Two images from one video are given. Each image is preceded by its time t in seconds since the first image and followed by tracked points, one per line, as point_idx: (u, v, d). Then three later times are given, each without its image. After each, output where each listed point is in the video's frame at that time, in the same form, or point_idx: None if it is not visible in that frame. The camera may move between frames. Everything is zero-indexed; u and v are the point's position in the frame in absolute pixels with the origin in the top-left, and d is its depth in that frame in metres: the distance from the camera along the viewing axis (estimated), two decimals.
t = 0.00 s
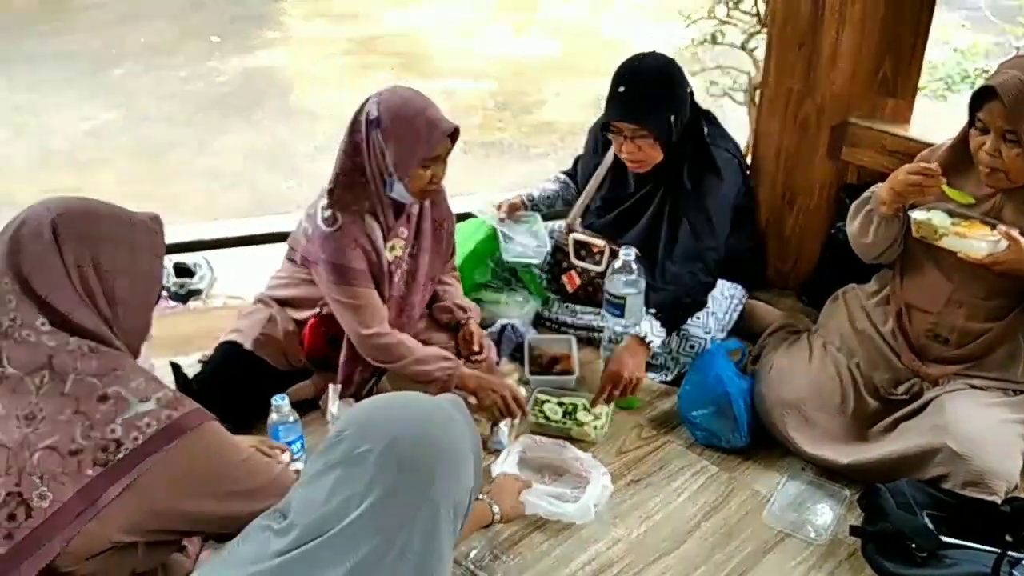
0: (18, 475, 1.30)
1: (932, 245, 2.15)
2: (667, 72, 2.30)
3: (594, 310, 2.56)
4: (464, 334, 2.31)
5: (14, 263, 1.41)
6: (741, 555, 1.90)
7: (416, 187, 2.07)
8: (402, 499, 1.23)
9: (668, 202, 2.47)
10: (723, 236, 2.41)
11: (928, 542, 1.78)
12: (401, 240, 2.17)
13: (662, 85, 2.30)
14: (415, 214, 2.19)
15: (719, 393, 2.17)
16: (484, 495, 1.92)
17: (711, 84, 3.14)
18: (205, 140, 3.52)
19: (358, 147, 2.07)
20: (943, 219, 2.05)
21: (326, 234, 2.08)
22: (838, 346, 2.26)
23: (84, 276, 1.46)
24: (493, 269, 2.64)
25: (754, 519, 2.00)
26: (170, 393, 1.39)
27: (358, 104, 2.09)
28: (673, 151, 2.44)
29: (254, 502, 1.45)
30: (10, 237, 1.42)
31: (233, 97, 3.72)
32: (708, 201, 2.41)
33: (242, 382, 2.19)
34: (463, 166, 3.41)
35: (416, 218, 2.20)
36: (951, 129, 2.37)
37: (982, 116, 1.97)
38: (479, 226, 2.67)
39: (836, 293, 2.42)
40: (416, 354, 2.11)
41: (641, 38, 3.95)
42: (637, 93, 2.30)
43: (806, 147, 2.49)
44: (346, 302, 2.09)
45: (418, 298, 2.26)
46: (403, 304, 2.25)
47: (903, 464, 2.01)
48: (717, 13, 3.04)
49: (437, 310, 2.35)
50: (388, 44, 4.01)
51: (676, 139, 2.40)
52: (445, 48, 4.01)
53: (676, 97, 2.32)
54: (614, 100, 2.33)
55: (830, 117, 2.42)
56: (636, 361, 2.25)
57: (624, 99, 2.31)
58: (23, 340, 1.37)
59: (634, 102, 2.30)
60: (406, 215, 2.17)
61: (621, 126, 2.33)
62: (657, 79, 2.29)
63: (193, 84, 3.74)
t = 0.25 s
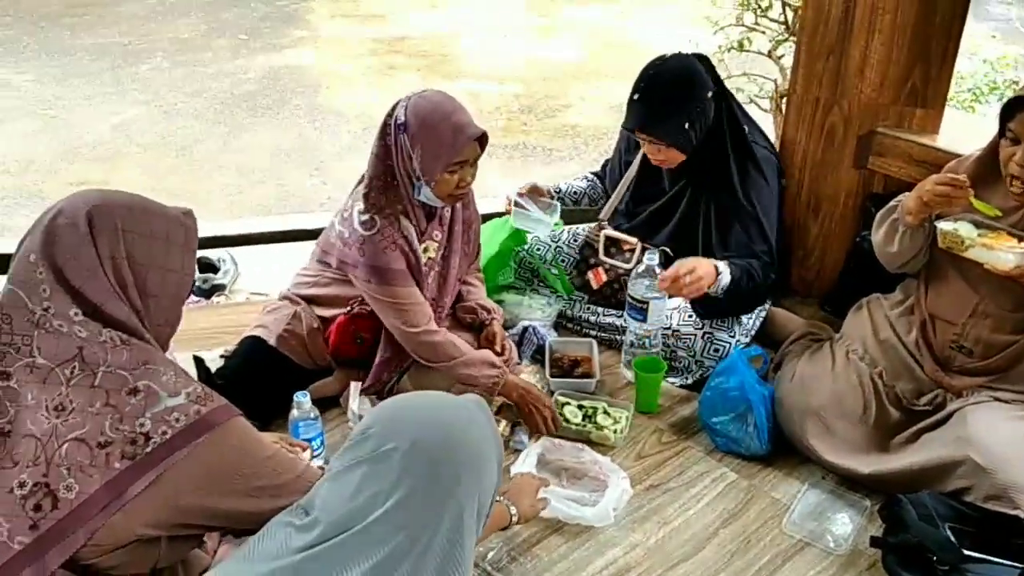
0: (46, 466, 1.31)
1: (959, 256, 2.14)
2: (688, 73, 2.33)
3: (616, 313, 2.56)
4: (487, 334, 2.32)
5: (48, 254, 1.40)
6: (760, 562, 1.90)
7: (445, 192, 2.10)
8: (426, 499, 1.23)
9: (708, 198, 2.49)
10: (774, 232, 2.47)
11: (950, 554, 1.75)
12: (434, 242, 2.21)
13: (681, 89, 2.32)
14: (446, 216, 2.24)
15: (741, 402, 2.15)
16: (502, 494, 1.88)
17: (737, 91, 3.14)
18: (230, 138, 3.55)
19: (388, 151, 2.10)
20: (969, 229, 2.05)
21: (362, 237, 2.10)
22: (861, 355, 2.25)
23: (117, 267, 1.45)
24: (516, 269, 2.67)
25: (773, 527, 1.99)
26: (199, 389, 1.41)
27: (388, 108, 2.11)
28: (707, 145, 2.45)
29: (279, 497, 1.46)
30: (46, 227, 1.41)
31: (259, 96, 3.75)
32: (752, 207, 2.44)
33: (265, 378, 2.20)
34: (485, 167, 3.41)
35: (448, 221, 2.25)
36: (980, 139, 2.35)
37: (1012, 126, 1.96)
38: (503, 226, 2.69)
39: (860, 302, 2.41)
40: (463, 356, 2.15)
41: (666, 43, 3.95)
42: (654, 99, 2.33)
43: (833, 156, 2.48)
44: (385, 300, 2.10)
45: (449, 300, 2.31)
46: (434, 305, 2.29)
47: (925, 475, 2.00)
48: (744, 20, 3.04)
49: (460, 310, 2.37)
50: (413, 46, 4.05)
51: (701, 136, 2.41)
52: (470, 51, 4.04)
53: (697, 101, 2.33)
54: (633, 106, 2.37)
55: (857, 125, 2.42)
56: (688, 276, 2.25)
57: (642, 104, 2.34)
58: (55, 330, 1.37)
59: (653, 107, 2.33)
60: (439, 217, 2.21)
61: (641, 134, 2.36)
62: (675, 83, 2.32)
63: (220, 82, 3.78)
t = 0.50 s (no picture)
0: (79, 457, 1.33)
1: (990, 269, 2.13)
2: (721, 71, 2.36)
3: (644, 313, 2.56)
4: (514, 338, 2.35)
5: (93, 244, 1.42)
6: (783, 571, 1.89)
7: (469, 197, 2.11)
8: (453, 501, 1.23)
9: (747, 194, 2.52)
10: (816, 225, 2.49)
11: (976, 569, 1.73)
12: (466, 244, 2.23)
13: (713, 87, 2.35)
14: (478, 220, 2.26)
15: (766, 411, 2.15)
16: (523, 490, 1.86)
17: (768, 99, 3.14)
18: (259, 134, 3.58)
19: (421, 153, 2.13)
20: (1000, 245, 2.05)
21: (397, 237, 2.11)
22: (888, 367, 2.24)
23: (159, 262, 1.48)
24: (542, 271, 2.69)
25: (796, 537, 1.98)
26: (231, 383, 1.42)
27: (426, 109, 2.14)
28: (740, 142, 2.48)
29: (309, 494, 1.47)
30: (91, 218, 1.43)
31: (290, 93, 3.78)
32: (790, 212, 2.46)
33: (292, 374, 2.22)
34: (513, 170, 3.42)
35: (479, 225, 2.27)
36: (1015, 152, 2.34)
37: None
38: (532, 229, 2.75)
39: (889, 313, 2.40)
40: (490, 363, 2.16)
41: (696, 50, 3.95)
42: (686, 100, 2.37)
43: (864, 166, 2.48)
44: (419, 301, 2.13)
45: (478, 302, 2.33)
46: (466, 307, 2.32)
47: (952, 489, 1.98)
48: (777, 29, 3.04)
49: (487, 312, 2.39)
50: (443, 47, 4.07)
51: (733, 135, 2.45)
52: (500, 53, 4.05)
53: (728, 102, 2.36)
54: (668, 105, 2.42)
55: (889, 136, 2.41)
56: (678, 252, 2.46)
57: (675, 105, 2.39)
58: (92, 321, 1.39)
59: (685, 108, 2.38)
60: (470, 221, 2.24)
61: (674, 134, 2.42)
62: (707, 83, 2.35)
63: (252, 79, 3.81)
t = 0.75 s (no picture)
0: (106, 449, 1.35)
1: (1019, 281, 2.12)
2: (756, 67, 2.36)
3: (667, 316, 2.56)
4: (539, 342, 2.35)
5: (127, 238, 1.45)
6: None
7: (495, 199, 2.12)
8: (474, 502, 1.24)
9: (775, 192, 2.53)
10: (841, 222, 2.48)
11: None
12: (492, 246, 2.25)
13: (748, 83, 2.36)
14: (506, 222, 2.27)
15: (790, 419, 2.14)
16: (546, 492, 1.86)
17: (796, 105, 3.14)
18: (288, 132, 3.61)
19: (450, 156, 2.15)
20: None
21: (424, 240, 2.13)
22: (913, 377, 2.23)
23: (189, 259, 1.49)
24: (567, 272, 2.72)
25: (817, 546, 1.98)
26: (256, 379, 1.43)
27: (454, 111, 2.15)
28: (773, 139, 2.49)
29: (337, 492, 1.49)
30: (126, 214, 1.45)
31: (319, 92, 3.82)
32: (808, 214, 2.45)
33: (317, 371, 2.24)
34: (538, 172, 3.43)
35: (506, 227, 2.28)
36: None
37: None
38: (558, 231, 2.78)
39: (916, 322, 2.37)
40: (508, 373, 2.18)
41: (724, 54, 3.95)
42: (720, 94, 2.39)
43: (893, 174, 2.48)
44: (444, 304, 2.14)
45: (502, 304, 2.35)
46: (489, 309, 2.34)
47: (975, 502, 1.97)
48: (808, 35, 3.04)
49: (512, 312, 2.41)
50: (470, 48, 4.09)
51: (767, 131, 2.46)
52: (527, 55, 4.07)
53: (761, 97, 2.37)
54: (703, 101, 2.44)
55: (917, 145, 2.41)
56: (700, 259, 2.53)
57: (710, 100, 2.41)
58: (122, 314, 1.41)
59: (719, 103, 2.39)
60: (497, 223, 2.25)
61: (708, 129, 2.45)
62: (743, 78, 2.36)
63: (282, 77, 3.85)
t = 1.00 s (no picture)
0: (133, 440, 1.37)
1: None
2: (794, 67, 2.36)
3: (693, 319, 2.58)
4: (562, 343, 2.34)
5: (157, 230, 1.46)
6: None
7: (525, 199, 2.13)
8: (500, 502, 1.25)
9: (806, 194, 2.51)
10: (875, 226, 2.50)
11: None
12: (517, 247, 2.26)
13: (788, 80, 2.36)
14: (534, 222, 2.29)
15: (815, 427, 2.15)
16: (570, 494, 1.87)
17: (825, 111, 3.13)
18: (317, 129, 3.64)
19: (477, 155, 2.15)
20: None
21: (448, 238, 2.15)
22: (939, 386, 2.21)
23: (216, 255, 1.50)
24: (592, 275, 2.72)
25: (841, 555, 1.98)
26: (281, 372, 1.42)
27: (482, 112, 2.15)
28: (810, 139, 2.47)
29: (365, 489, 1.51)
30: (158, 207, 1.47)
31: (348, 90, 3.84)
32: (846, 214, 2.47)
33: (342, 367, 2.25)
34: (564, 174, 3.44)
35: (534, 227, 2.30)
36: None
37: None
38: (584, 234, 2.78)
39: (944, 331, 2.35)
40: (513, 374, 2.16)
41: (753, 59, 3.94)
42: (759, 93, 2.37)
43: (922, 181, 2.46)
44: (464, 307, 2.15)
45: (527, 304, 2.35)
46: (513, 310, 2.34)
47: (1001, 514, 1.96)
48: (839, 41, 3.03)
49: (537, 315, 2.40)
50: (499, 49, 4.11)
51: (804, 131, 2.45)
52: (555, 56, 4.07)
53: (799, 96, 2.37)
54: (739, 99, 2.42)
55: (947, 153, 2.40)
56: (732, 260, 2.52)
57: (747, 98, 2.39)
58: (150, 306, 1.42)
59: (757, 102, 2.38)
60: (524, 223, 2.26)
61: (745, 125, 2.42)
62: (782, 77, 2.36)
63: (312, 75, 3.88)
